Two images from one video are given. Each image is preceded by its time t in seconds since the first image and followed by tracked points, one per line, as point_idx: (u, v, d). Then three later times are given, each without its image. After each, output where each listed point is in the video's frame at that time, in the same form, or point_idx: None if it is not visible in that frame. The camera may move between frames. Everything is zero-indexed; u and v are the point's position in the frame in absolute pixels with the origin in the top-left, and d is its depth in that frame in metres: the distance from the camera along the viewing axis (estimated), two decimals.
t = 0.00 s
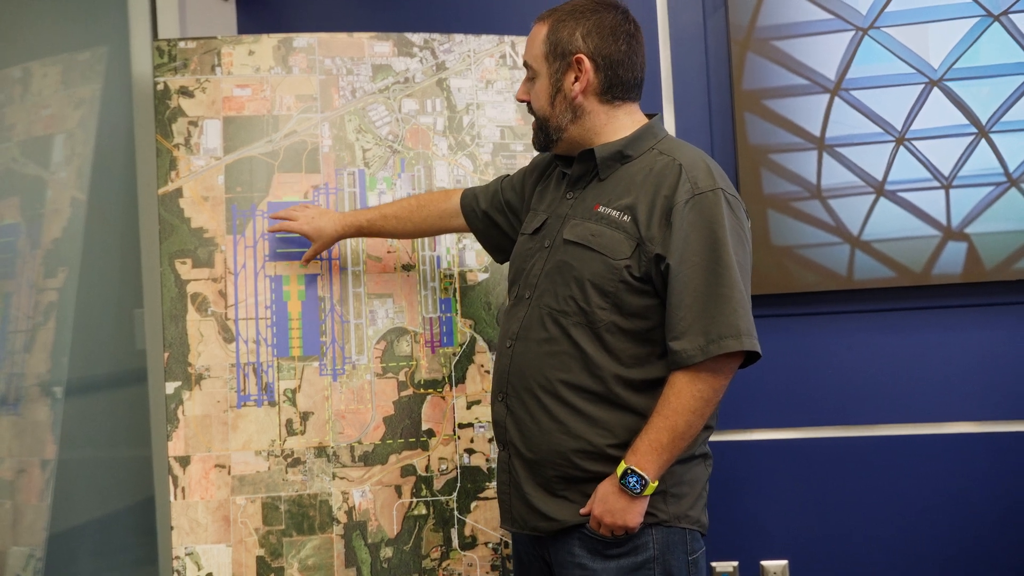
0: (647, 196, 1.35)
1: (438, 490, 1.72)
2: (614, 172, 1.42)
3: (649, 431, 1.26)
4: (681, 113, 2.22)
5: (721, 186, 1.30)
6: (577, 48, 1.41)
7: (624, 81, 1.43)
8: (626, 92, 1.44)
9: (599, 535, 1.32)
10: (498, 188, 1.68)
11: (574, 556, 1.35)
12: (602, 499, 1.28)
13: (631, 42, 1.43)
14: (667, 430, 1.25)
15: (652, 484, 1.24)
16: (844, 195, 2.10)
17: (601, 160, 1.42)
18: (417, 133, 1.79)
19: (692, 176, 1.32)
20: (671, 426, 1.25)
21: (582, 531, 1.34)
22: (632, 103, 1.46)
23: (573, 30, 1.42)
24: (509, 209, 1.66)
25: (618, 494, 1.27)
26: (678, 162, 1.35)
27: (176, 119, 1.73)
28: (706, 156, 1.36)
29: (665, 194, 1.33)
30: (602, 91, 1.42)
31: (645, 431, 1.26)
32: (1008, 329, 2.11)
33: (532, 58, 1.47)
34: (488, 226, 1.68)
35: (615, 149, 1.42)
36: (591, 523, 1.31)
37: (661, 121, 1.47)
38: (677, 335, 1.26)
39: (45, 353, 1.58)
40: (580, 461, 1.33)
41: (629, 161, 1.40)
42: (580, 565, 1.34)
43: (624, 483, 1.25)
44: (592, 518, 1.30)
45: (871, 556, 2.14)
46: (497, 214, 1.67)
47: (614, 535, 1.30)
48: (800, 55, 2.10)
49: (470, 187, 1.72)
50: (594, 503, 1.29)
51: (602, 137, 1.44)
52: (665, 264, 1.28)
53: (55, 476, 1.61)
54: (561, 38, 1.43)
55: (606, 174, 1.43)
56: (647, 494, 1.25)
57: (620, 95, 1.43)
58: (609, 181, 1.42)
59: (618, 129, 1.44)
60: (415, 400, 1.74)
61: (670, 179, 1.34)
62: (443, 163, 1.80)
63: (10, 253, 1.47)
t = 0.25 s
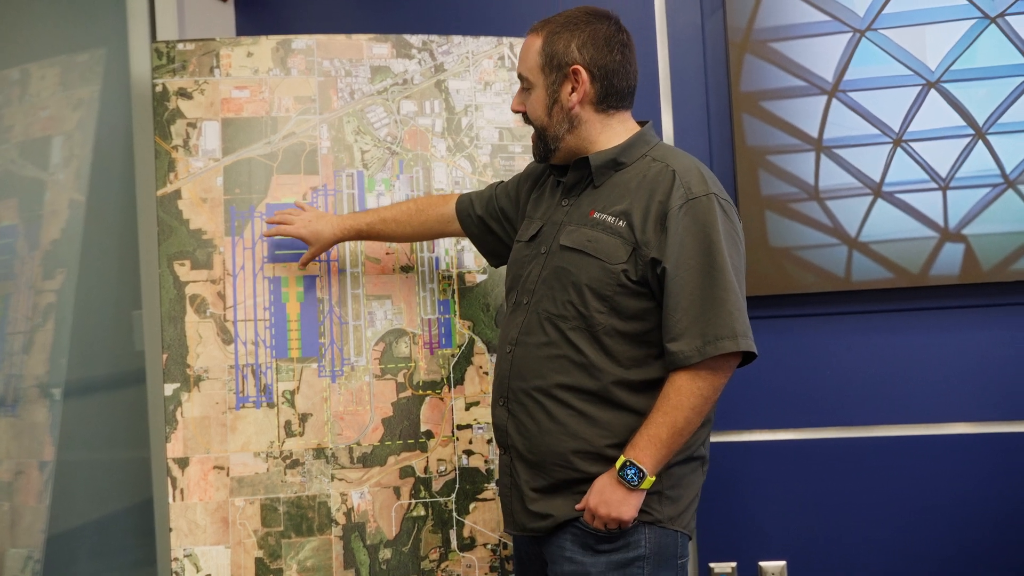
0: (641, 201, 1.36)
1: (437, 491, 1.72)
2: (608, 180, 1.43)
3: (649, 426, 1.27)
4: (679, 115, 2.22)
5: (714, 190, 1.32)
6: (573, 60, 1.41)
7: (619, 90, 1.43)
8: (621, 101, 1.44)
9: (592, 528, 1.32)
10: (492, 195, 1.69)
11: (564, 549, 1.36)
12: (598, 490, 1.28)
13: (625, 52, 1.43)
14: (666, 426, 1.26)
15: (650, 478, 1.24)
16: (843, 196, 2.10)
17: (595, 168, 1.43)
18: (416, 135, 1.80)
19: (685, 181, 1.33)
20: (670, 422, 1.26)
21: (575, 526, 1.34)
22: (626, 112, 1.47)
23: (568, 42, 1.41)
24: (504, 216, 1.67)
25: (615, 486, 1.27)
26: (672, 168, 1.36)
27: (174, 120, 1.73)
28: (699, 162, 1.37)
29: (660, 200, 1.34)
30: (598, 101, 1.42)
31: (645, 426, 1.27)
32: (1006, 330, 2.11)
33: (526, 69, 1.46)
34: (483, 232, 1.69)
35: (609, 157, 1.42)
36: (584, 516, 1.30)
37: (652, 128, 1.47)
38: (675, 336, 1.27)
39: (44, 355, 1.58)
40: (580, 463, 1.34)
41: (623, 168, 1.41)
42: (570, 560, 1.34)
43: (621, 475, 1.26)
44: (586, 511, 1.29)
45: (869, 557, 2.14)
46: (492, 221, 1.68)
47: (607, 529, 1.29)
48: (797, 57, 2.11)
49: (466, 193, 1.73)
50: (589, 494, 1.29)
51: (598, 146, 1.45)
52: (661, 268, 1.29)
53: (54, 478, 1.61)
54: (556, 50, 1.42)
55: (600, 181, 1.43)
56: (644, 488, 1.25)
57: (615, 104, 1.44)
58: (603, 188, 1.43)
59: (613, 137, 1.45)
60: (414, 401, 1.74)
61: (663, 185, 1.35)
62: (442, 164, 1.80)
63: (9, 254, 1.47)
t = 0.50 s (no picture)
0: (657, 195, 1.36)
1: (436, 491, 1.72)
2: (623, 176, 1.44)
3: (654, 428, 1.26)
4: (678, 115, 2.22)
5: (729, 188, 1.32)
6: (592, 58, 1.42)
7: (638, 87, 1.44)
8: (639, 99, 1.45)
9: (599, 534, 1.31)
10: (505, 203, 1.69)
11: (572, 556, 1.34)
12: (606, 495, 1.28)
13: (642, 49, 1.44)
14: (672, 427, 1.25)
15: (657, 481, 1.25)
16: (840, 197, 2.10)
17: (611, 163, 1.43)
18: (414, 136, 1.80)
19: (701, 178, 1.34)
20: (675, 422, 1.25)
21: (582, 531, 1.33)
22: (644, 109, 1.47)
23: (586, 41, 1.42)
24: (517, 222, 1.67)
25: (621, 491, 1.27)
26: (689, 165, 1.37)
27: (173, 121, 1.73)
28: (715, 162, 1.38)
29: (675, 195, 1.34)
30: (617, 98, 1.43)
31: (651, 427, 1.27)
32: (1003, 330, 2.12)
33: (545, 69, 1.47)
34: (495, 240, 1.68)
35: (625, 152, 1.43)
36: (592, 522, 1.30)
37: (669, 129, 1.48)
38: (683, 329, 1.26)
39: (42, 355, 1.58)
40: (587, 456, 1.33)
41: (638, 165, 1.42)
42: (577, 566, 1.33)
43: (629, 479, 1.26)
44: (594, 517, 1.30)
45: (868, 557, 2.14)
46: (505, 229, 1.67)
47: (616, 534, 1.30)
48: (796, 58, 2.11)
49: (477, 202, 1.73)
50: (596, 500, 1.30)
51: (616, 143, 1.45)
52: (673, 261, 1.29)
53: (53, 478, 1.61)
54: (575, 50, 1.43)
55: (616, 177, 1.44)
56: (651, 491, 1.25)
57: (634, 101, 1.44)
58: (618, 184, 1.43)
59: (631, 135, 1.45)
60: (413, 401, 1.74)
61: (680, 181, 1.35)
62: (440, 165, 1.80)
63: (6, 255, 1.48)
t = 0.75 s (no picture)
0: (680, 189, 1.36)
1: (436, 491, 1.72)
2: (643, 169, 1.43)
3: (693, 426, 1.26)
4: (678, 115, 2.22)
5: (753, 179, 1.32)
6: (608, 48, 1.42)
7: (654, 78, 1.43)
8: (656, 90, 1.44)
9: (645, 534, 1.31)
10: (518, 195, 1.68)
11: (617, 557, 1.33)
12: (650, 497, 1.27)
13: (659, 40, 1.44)
14: (712, 425, 1.25)
15: (702, 479, 1.24)
16: (840, 197, 2.10)
17: (631, 157, 1.43)
18: (413, 136, 1.80)
19: (723, 170, 1.33)
20: (716, 419, 1.25)
21: (625, 531, 1.33)
22: (660, 101, 1.47)
23: (602, 31, 1.42)
24: (528, 215, 1.65)
25: (666, 492, 1.26)
26: (710, 157, 1.36)
27: (172, 122, 1.73)
28: (736, 154, 1.38)
29: (698, 187, 1.34)
30: (633, 89, 1.43)
31: (690, 426, 1.26)
32: (1003, 330, 2.12)
33: (561, 60, 1.48)
34: (506, 232, 1.68)
35: (645, 146, 1.42)
36: (636, 523, 1.29)
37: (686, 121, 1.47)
38: (715, 323, 1.26)
39: (41, 357, 1.61)
40: (619, 452, 1.33)
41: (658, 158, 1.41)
42: (625, 566, 1.32)
43: (673, 481, 1.25)
44: (638, 518, 1.29)
45: (867, 557, 2.15)
46: (517, 219, 1.66)
47: (662, 533, 1.29)
48: (795, 58, 2.11)
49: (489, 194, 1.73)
50: (640, 502, 1.29)
51: (632, 135, 1.45)
52: (700, 254, 1.29)
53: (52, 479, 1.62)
54: (591, 40, 1.43)
55: (635, 170, 1.43)
56: (696, 489, 1.25)
57: (650, 93, 1.44)
58: (638, 178, 1.42)
59: (647, 127, 1.45)
60: (413, 402, 1.74)
61: (702, 174, 1.35)
62: (440, 165, 1.80)
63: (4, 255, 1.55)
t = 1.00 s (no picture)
0: (703, 191, 1.35)
1: (434, 490, 1.72)
2: (662, 170, 1.42)
3: (722, 430, 1.26)
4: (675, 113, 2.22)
5: (776, 180, 1.32)
6: (619, 48, 1.42)
7: (666, 76, 1.43)
8: (669, 88, 1.44)
9: (669, 536, 1.31)
10: (522, 192, 1.68)
11: (641, 558, 1.33)
12: (677, 501, 1.28)
13: (669, 37, 1.44)
14: (740, 428, 1.25)
15: (731, 484, 1.25)
16: (838, 195, 2.10)
17: (651, 158, 1.42)
18: (411, 134, 1.80)
19: (746, 171, 1.33)
20: (744, 422, 1.26)
21: (649, 533, 1.33)
22: (674, 99, 1.46)
23: (612, 31, 1.42)
24: (535, 212, 1.65)
25: (693, 497, 1.27)
26: (732, 158, 1.36)
27: (169, 120, 1.73)
28: (757, 154, 1.38)
29: (722, 188, 1.34)
30: (646, 87, 1.42)
31: (718, 429, 1.26)
32: (1000, 327, 2.13)
33: (571, 63, 1.47)
34: (510, 228, 1.67)
35: (664, 147, 1.41)
36: (662, 525, 1.30)
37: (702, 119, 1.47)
38: (743, 327, 1.26)
39: (39, 355, 1.58)
40: (644, 457, 1.32)
41: (679, 158, 1.41)
42: (648, 568, 1.32)
43: (701, 485, 1.25)
44: (664, 521, 1.29)
45: (865, 554, 2.15)
46: (521, 215, 1.66)
47: (687, 536, 1.30)
48: (793, 56, 2.11)
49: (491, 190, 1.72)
50: (667, 505, 1.29)
51: (649, 136, 1.44)
52: (727, 257, 1.29)
53: (49, 478, 1.60)
54: (601, 41, 1.43)
55: (655, 171, 1.42)
56: (725, 493, 1.25)
57: (664, 90, 1.44)
58: (658, 179, 1.42)
59: (664, 127, 1.44)
60: (411, 400, 1.74)
61: (724, 175, 1.35)
62: (437, 163, 1.80)
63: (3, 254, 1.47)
